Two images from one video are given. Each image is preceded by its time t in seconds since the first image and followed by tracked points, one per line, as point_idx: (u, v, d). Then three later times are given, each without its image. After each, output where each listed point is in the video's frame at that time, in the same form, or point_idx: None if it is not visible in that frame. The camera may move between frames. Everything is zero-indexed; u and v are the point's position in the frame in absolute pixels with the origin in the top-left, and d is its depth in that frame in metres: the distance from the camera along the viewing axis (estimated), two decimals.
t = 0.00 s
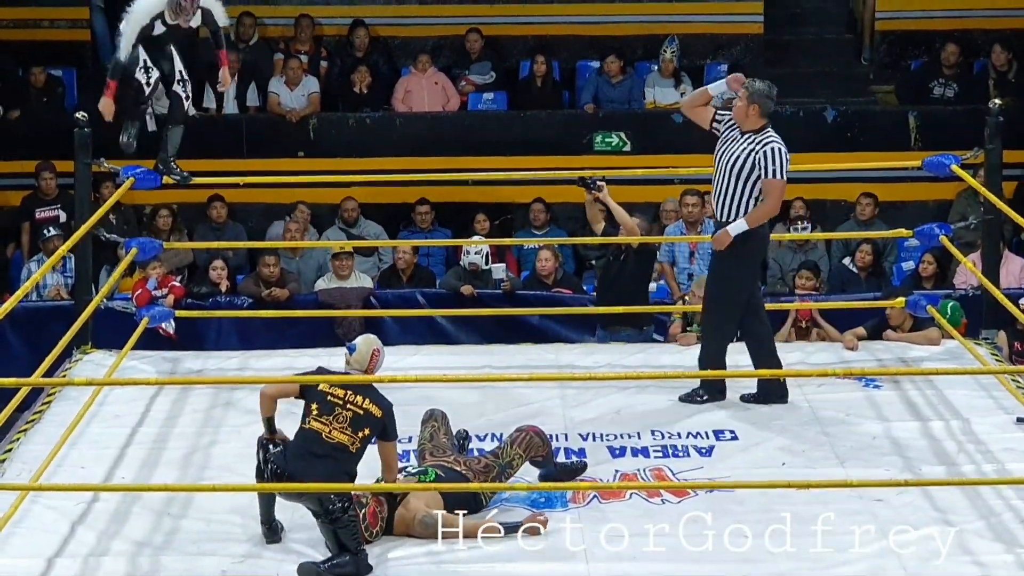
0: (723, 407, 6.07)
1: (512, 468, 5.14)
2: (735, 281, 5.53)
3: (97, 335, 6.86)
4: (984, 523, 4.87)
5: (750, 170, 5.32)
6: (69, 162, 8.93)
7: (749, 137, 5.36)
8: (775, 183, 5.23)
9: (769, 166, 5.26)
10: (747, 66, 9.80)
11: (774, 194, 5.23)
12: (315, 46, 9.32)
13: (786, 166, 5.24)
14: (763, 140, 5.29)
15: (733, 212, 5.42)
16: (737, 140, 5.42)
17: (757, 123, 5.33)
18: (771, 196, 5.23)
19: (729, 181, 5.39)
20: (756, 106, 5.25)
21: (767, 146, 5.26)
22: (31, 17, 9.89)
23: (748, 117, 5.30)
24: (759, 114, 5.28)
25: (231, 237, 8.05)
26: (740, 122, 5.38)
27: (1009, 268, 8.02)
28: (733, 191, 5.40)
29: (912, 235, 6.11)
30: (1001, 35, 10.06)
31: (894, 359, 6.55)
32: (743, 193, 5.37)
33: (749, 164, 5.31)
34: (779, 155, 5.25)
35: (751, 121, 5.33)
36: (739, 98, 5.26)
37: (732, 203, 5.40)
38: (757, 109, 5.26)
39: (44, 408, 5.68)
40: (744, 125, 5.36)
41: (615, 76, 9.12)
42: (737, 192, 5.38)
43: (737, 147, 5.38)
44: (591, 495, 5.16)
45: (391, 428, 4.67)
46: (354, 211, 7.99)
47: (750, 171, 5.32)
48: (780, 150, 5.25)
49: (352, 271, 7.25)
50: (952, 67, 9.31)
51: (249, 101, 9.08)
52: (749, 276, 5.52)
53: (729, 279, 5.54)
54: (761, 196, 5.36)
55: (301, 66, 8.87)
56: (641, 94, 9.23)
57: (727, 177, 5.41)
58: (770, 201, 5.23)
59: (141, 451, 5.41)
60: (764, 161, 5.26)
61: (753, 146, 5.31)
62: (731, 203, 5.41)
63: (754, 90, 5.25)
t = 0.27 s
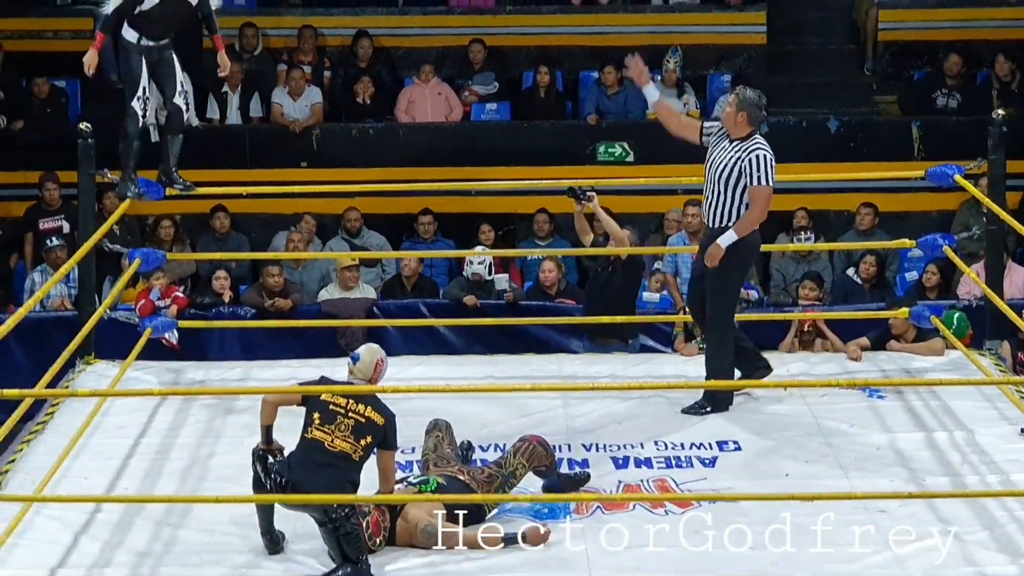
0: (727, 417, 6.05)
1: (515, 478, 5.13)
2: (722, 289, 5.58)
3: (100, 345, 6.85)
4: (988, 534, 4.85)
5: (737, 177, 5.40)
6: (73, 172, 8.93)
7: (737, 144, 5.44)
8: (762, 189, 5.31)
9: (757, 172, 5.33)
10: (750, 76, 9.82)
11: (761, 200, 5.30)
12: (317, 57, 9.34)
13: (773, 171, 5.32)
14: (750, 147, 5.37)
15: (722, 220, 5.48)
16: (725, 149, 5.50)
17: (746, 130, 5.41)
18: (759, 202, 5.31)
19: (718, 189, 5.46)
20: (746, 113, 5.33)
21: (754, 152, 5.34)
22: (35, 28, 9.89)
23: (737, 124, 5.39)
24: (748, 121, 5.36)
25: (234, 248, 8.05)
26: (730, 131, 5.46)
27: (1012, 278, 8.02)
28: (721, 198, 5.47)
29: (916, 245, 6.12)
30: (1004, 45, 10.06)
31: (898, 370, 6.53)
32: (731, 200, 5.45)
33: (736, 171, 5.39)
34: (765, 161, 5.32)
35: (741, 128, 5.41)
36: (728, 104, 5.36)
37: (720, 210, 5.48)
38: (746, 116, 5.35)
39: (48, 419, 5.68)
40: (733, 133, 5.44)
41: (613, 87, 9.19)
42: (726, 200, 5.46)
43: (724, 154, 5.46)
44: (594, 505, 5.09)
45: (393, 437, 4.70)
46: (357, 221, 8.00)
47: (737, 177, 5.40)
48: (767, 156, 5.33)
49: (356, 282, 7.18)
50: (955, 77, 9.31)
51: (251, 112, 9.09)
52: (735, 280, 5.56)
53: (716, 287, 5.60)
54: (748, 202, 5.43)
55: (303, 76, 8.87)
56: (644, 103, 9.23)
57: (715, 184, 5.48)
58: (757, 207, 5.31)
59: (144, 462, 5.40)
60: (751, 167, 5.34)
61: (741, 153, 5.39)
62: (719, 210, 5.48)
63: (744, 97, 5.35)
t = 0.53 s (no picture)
0: (730, 441, 6.03)
1: (518, 501, 5.13)
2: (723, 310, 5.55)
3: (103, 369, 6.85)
4: (991, 560, 4.82)
5: (739, 198, 5.41)
6: (77, 197, 8.95)
7: (734, 166, 5.45)
8: (769, 209, 5.33)
9: (761, 191, 5.35)
10: (752, 100, 9.87)
11: (771, 219, 5.31)
12: (320, 81, 9.33)
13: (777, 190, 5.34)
14: (750, 168, 5.39)
15: (723, 241, 5.48)
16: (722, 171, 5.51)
17: (741, 152, 5.42)
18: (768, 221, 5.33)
19: (718, 210, 5.46)
20: (742, 135, 5.34)
21: (756, 173, 5.36)
22: (38, 53, 9.91)
23: (732, 147, 5.39)
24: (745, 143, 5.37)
25: (237, 272, 8.05)
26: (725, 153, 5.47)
27: (1016, 302, 8.03)
28: (722, 219, 5.47)
29: (918, 269, 6.14)
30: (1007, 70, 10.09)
31: (901, 395, 6.51)
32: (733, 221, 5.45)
33: (738, 192, 5.40)
34: (768, 181, 5.34)
35: (735, 150, 5.41)
36: (723, 129, 5.36)
37: (722, 231, 5.47)
38: (743, 138, 5.36)
39: (50, 443, 5.66)
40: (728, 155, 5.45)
41: (610, 111, 9.14)
42: (727, 221, 5.46)
43: (724, 176, 5.47)
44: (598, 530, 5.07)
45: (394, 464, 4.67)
46: (359, 245, 8.00)
47: (739, 198, 5.41)
48: (769, 176, 5.35)
49: (360, 306, 7.23)
50: (958, 101, 9.32)
51: (255, 135, 9.10)
52: (737, 300, 5.52)
53: (717, 308, 5.57)
54: (750, 222, 5.43)
55: (306, 100, 8.88)
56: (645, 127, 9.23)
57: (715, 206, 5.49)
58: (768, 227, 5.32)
59: (146, 486, 5.39)
60: (755, 188, 5.36)
61: (742, 174, 5.40)
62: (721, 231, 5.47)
63: (739, 119, 5.36)
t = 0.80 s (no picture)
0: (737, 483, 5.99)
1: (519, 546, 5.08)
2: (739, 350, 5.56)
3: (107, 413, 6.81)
4: None
5: (743, 233, 5.38)
6: (81, 239, 8.95)
7: (731, 204, 5.42)
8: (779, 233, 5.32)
9: (764, 222, 5.31)
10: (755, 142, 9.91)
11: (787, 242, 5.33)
12: (324, 123, 9.32)
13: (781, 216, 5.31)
14: (748, 201, 5.36)
15: (733, 277, 5.45)
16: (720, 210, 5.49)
17: (735, 189, 5.39)
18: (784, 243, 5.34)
19: (724, 248, 5.43)
20: (736, 172, 5.33)
21: (754, 205, 5.33)
22: (43, 97, 9.95)
23: (726, 183, 5.36)
24: (738, 177, 5.35)
25: (241, 314, 8.03)
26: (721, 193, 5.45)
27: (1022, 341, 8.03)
28: (728, 256, 5.43)
29: (923, 310, 6.10)
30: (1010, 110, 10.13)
31: (907, 435, 6.48)
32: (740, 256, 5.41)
33: (741, 226, 5.37)
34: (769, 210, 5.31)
35: (729, 188, 5.38)
36: (715, 167, 5.35)
37: (730, 268, 5.44)
38: (737, 173, 5.34)
39: (54, 488, 5.62)
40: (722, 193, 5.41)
41: (615, 150, 9.15)
42: (734, 257, 5.42)
43: (722, 213, 5.44)
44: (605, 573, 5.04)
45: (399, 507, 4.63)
46: (364, 287, 7.97)
47: (743, 232, 5.38)
48: (769, 205, 5.32)
49: (364, 347, 7.25)
50: (961, 142, 9.34)
51: (259, 178, 9.11)
52: (752, 339, 5.52)
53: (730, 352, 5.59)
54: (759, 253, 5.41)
55: (310, 143, 8.86)
56: (649, 168, 9.25)
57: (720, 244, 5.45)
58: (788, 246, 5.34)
59: (150, 530, 5.35)
60: (757, 219, 5.33)
61: (741, 208, 5.37)
62: (730, 268, 5.43)
63: (733, 156, 5.35)
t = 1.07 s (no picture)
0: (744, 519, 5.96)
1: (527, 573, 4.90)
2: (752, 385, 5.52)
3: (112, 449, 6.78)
4: None
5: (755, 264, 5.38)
6: (85, 276, 8.94)
7: (752, 236, 5.45)
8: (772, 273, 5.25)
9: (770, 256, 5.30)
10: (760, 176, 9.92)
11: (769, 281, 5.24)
12: (328, 159, 9.36)
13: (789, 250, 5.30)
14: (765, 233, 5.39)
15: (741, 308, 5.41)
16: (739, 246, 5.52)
17: (758, 223, 5.43)
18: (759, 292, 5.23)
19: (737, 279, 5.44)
20: (761, 205, 5.38)
21: (768, 238, 5.34)
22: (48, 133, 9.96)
23: (750, 214, 5.41)
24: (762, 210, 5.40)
25: (245, 350, 8.01)
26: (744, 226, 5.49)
27: None
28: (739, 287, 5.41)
29: (928, 344, 6.07)
30: (1014, 144, 10.15)
31: (914, 470, 6.44)
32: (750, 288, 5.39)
33: (753, 258, 5.37)
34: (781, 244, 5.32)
35: (753, 220, 5.43)
36: (740, 197, 5.42)
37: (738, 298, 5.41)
38: (761, 206, 5.39)
39: (58, 525, 5.59)
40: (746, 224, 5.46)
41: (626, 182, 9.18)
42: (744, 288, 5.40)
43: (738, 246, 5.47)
44: None
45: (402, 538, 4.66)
46: (369, 323, 7.96)
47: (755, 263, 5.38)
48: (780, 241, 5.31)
49: (368, 383, 7.19)
50: (965, 177, 9.35)
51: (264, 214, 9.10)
52: (768, 374, 5.47)
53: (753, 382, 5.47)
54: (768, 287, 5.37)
55: (313, 179, 8.89)
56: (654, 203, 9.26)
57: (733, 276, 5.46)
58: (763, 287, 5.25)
59: (154, 568, 5.31)
60: (766, 253, 5.32)
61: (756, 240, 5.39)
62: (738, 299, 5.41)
63: (758, 189, 5.41)
